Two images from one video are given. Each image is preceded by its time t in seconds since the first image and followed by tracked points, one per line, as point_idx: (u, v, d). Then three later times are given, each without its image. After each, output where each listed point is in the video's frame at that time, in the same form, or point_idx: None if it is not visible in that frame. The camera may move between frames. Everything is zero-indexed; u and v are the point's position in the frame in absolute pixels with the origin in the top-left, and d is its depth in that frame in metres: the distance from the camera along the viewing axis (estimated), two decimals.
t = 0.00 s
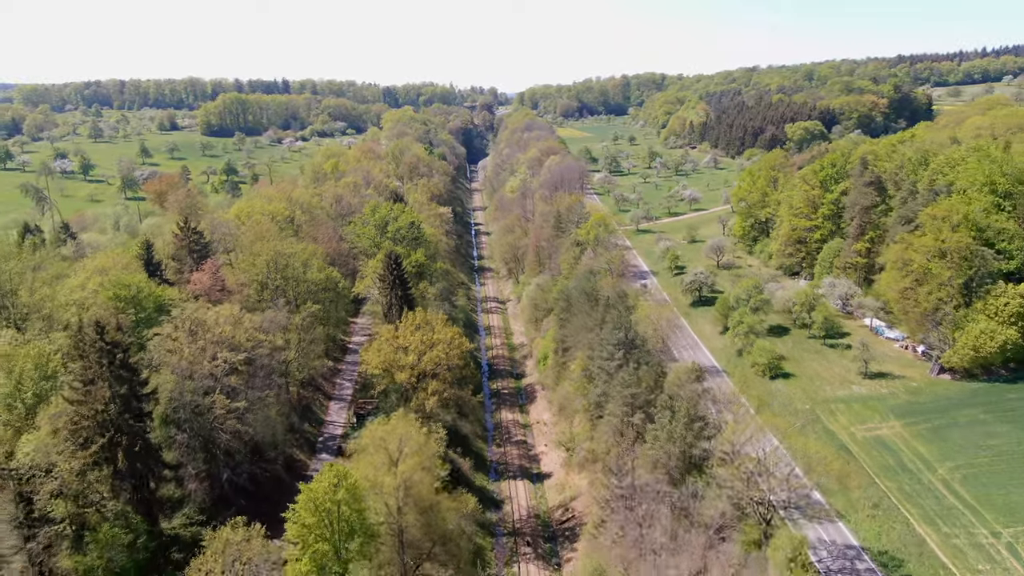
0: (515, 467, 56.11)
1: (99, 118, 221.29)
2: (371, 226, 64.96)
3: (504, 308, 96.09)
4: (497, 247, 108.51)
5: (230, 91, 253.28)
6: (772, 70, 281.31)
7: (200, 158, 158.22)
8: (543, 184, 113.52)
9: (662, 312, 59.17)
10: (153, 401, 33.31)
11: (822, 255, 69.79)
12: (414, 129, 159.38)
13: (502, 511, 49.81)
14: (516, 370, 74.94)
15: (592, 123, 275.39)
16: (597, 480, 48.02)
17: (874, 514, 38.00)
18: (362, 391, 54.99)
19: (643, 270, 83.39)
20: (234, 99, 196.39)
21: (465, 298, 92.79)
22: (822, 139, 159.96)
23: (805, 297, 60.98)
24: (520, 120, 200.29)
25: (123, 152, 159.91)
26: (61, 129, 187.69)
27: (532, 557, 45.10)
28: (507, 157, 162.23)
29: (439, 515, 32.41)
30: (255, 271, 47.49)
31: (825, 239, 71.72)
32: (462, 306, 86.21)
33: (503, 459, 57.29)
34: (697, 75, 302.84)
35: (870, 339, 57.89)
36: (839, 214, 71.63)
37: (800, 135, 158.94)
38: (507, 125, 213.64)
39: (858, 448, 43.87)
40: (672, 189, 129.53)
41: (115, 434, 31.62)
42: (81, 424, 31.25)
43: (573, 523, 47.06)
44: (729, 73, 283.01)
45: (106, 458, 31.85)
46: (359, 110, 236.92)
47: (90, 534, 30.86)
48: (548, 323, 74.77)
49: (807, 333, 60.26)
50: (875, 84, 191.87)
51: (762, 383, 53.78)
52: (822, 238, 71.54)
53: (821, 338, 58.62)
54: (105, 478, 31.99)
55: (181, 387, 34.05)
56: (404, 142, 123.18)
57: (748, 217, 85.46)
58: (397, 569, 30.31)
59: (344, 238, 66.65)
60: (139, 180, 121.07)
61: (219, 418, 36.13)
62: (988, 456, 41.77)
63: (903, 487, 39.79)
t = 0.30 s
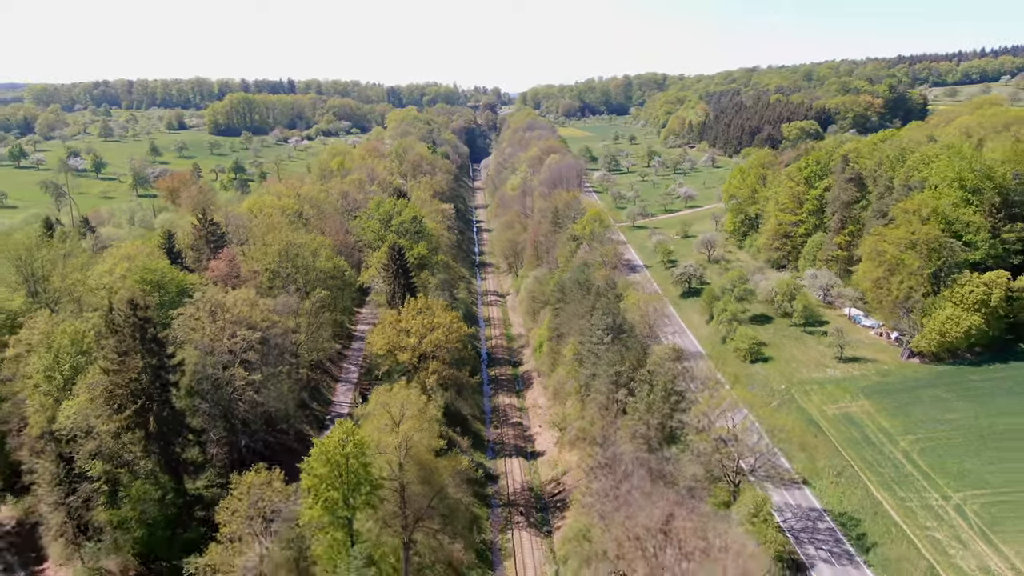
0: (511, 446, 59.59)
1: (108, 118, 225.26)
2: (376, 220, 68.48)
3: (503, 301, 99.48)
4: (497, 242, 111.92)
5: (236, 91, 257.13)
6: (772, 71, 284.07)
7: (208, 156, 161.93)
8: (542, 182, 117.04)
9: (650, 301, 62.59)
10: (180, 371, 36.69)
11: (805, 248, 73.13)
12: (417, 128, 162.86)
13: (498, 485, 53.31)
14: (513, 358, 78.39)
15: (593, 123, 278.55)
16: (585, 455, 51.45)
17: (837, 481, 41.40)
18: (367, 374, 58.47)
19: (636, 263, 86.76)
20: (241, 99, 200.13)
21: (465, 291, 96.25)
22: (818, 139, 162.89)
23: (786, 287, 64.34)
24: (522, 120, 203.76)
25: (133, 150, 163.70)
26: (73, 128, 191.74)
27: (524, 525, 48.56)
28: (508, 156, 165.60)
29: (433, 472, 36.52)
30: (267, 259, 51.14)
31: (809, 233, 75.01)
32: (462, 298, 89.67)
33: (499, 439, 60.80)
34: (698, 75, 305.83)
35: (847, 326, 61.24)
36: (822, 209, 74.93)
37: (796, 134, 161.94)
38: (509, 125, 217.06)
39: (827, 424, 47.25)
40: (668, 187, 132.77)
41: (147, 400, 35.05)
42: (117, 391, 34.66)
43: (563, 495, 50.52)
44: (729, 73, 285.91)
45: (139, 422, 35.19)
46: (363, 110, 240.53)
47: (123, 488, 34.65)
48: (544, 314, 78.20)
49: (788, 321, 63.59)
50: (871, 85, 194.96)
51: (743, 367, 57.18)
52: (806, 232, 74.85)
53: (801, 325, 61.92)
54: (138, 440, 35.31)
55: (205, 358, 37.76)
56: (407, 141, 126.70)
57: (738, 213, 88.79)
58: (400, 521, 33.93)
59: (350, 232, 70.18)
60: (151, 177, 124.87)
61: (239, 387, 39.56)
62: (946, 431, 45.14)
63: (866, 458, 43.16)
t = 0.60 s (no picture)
0: (510, 428, 63.08)
1: (120, 117, 229.52)
2: (382, 214, 72.00)
3: (505, 294, 102.83)
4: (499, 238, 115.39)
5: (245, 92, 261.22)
6: (775, 71, 286.37)
7: (218, 155, 165.77)
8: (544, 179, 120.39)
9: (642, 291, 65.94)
10: (205, 346, 40.18)
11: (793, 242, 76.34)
12: (423, 127, 166.39)
13: (498, 461, 56.82)
14: (514, 347, 81.79)
15: (597, 123, 281.59)
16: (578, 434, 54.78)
17: (808, 452, 44.73)
18: (374, 358, 61.43)
19: (632, 257, 90.04)
20: (251, 98, 204.06)
21: (469, 284, 99.67)
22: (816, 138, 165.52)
23: (772, 278, 67.58)
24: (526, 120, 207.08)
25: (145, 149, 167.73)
26: (86, 128, 196.01)
27: (521, 497, 52.03)
28: (512, 155, 168.94)
29: (438, 439, 39.85)
30: (281, 248, 54.66)
31: (797, 227, 78.17)
32: (466, 291, 93.12)
33: (499, 421, 64.31)
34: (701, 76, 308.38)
35: (829, 315, 64.48)
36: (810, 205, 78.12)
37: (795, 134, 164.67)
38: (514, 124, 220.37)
39: (804, 403, 50.52)
40: (667, 185, 135.83)
41: (174, 373, 38.46)
42: (148, 364, 38.05)
43: (557, 469, 53.95)
44: (732, 73, 288.34)
45: (169, 392, 38.46)
46: (370, 109, 244.25)
47: (156, 452, 38.27)
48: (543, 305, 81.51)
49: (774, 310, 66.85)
50: (869, 86, 197.58)
51: (729, 352, 60.51)
52: (794, 227, 78.03)
53: (786, 314, 65.19)
54: (168, 408, 38.92)
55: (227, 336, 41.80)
56: (413, 140, 130.22)
57: (732, 209, 91.98)
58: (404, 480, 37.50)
59: (358, 225, 73.69)
60: (165, 175, 128.85)
61: (255, 363, 43.74)
62: (913, 408, 48.44)
63: (836, 432, 46.47)
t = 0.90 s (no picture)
0: (510, 411, 66.53)
1: (131, 117, 233.71)
2: (389, 209, 75.53)
3: (507, 288, 106.17)
4: (502, 234, 118.85)
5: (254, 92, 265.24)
6: (777, 70, 288.90)
7: (229, 154, 169.52)
8: (546, 178, 123.92)
9: (635, 281, 69.29)
10: (226, 325, 43.65)
11: (782, 236, 79.57)
12: (429, 127, 170.00)
13: (497, 441, 60.23)
14: (515, 337, 85.24)
15: (601, 122, 284.70)
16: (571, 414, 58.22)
17: (785, 429, 48.10)
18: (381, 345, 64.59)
19: (629, 251, 93.32)
20: (259, 98, 207.95)
21: (472, 278, 103.18)
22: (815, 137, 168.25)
23: (759, 270, 70.87)
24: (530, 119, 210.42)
25: (158, 148, 171.66)
26: (99, 127, 200.28)
27: (518, 472, 55.38)
28: (516, 154, 172.39)
29: (438, 409, 43.19)
30: (294, 240, 58.30)
31: (786, 222, 81.38)
32: (469, 284, 96.65)
33: (499, 405, 67.79)
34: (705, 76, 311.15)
35: (814, 305, 67.74)
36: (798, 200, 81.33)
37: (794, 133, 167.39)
38: (518, 124, 223.75)
39: (783, 385, 53.87)
40: (667, 183, 139.00)
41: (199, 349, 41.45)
42: (174, 342, 41.35)
43: (552, 447, 57.35)
44: (735, 74, 291.13)
45: (193, 368, 41.74)
46: (377, 109, 247.93)
47: (182, 422, 41.42)
48: (542, 297, 84.88)
49: (761, 300, 70.12)
50: (868, 86, 200.41)
51: (716, 339, 63.82)
52: (783, 221, 81.20)
53: (773, 304, 68.36)
54: (193, 381, 42.10)
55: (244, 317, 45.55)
56: (418, 139, 133.75)
57: (726, 205, 95.25)
58: (408, 449, 40.96)
59: (365, 220, 77.28)
60: (178, 173, 132.74)
61: (271, 340, 46.69)
62: (885, 389, 51.72)
63: (812, 410, 49.86)
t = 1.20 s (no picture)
0: (509, 396, 69.93)
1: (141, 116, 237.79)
2: (394, 205, 79.07)
3: (508, 283, 109.57)
4: (504, 230, 122.29)
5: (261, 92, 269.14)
6: (779, 70, 291.72)
7: (238, 152, 173.32)
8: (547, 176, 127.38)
9: (629, 273, 72.62)
10: (244, 309, 47.03)
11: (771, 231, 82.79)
12: (433, 126, 173.58)
13: (496, 422, 63.63)
14: (515, 328, 88.65)
15: (604, 122, 287.90)
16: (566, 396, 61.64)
17: (764, 407, 51.52)
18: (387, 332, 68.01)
19: (625, 245, 96.62)
20: (267, 98, 211.73)
21: (475, 272, 106.61)
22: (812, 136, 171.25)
23: (748, 262, 74.17)
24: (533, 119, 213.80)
25: (168, 146, 175.48)
26: (110, 127, 204.47)
27: (516, 450, 58.77)
28: (519, 153, 175.85)
29: (439, 385, 46.51)
30: (306, 232, 61.82)
31: (776, 217, 84.61)
32: (472, 277, 100.07)
33: (499, 391, 71.21)
34: (707, 76, 314.16)
35: (799, 296, 71.02)
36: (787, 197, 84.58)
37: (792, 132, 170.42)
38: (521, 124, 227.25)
39: (766, 368, 57.17)
40: (665, 181, 142.29)
41: (219, 330, 44.87)
42: (197, 323, 44.68)
43: (548, 428, 60.73)
44: (736, 74, 294.10)
45: (214, 347, 45.11)
46: (382, 109, 251.62)
47: (203, 397, 45.03)
48: (541, 289, 88.27)
49: (749, 291, 73.37)
50: (866, 87, 203.32)
51: (705, 327, 67.10)
52: (773, 217, 84.44)
53: (760, 295, 71.64)
54: (214, 359, 45.44)
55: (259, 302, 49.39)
56: (423, 138, 137.31)
57: (720, 202, 98.51)
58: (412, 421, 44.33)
59: (372, 215, 80.81)
60: (189, 171, 136.57)
61: (285, 323, 50.08)
62: (861, 372, 55.05)
63: (790, 390, 53.18)
